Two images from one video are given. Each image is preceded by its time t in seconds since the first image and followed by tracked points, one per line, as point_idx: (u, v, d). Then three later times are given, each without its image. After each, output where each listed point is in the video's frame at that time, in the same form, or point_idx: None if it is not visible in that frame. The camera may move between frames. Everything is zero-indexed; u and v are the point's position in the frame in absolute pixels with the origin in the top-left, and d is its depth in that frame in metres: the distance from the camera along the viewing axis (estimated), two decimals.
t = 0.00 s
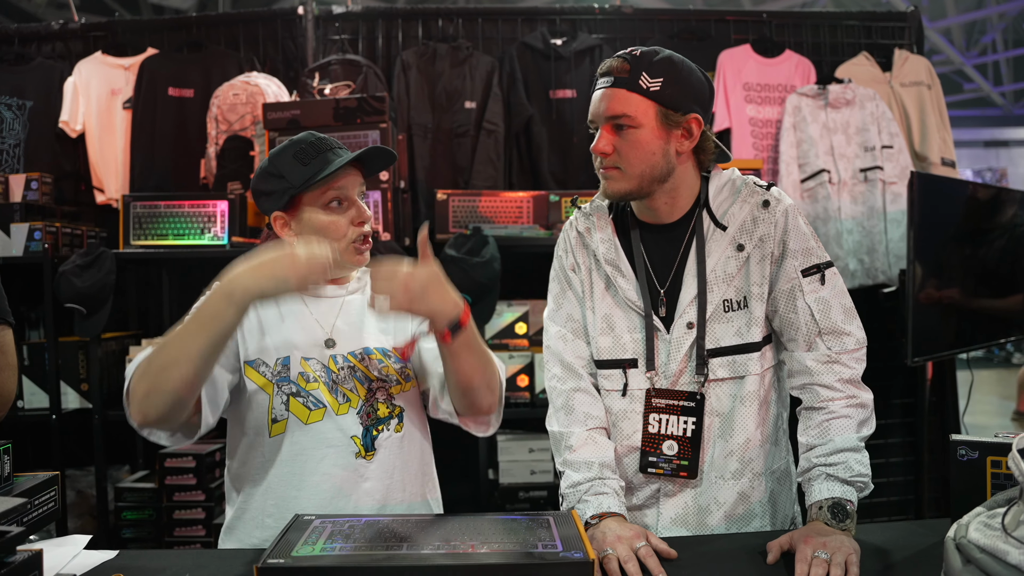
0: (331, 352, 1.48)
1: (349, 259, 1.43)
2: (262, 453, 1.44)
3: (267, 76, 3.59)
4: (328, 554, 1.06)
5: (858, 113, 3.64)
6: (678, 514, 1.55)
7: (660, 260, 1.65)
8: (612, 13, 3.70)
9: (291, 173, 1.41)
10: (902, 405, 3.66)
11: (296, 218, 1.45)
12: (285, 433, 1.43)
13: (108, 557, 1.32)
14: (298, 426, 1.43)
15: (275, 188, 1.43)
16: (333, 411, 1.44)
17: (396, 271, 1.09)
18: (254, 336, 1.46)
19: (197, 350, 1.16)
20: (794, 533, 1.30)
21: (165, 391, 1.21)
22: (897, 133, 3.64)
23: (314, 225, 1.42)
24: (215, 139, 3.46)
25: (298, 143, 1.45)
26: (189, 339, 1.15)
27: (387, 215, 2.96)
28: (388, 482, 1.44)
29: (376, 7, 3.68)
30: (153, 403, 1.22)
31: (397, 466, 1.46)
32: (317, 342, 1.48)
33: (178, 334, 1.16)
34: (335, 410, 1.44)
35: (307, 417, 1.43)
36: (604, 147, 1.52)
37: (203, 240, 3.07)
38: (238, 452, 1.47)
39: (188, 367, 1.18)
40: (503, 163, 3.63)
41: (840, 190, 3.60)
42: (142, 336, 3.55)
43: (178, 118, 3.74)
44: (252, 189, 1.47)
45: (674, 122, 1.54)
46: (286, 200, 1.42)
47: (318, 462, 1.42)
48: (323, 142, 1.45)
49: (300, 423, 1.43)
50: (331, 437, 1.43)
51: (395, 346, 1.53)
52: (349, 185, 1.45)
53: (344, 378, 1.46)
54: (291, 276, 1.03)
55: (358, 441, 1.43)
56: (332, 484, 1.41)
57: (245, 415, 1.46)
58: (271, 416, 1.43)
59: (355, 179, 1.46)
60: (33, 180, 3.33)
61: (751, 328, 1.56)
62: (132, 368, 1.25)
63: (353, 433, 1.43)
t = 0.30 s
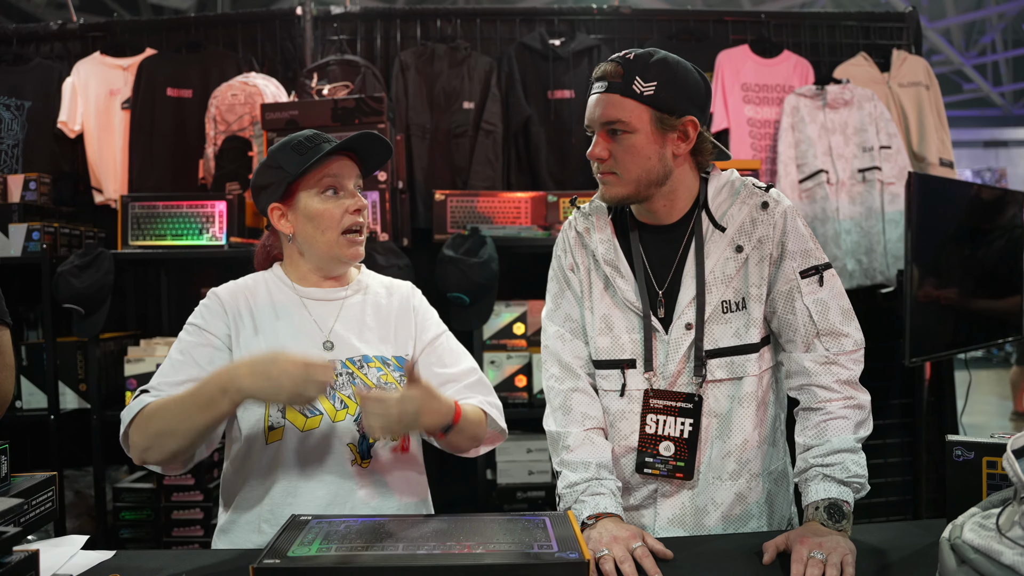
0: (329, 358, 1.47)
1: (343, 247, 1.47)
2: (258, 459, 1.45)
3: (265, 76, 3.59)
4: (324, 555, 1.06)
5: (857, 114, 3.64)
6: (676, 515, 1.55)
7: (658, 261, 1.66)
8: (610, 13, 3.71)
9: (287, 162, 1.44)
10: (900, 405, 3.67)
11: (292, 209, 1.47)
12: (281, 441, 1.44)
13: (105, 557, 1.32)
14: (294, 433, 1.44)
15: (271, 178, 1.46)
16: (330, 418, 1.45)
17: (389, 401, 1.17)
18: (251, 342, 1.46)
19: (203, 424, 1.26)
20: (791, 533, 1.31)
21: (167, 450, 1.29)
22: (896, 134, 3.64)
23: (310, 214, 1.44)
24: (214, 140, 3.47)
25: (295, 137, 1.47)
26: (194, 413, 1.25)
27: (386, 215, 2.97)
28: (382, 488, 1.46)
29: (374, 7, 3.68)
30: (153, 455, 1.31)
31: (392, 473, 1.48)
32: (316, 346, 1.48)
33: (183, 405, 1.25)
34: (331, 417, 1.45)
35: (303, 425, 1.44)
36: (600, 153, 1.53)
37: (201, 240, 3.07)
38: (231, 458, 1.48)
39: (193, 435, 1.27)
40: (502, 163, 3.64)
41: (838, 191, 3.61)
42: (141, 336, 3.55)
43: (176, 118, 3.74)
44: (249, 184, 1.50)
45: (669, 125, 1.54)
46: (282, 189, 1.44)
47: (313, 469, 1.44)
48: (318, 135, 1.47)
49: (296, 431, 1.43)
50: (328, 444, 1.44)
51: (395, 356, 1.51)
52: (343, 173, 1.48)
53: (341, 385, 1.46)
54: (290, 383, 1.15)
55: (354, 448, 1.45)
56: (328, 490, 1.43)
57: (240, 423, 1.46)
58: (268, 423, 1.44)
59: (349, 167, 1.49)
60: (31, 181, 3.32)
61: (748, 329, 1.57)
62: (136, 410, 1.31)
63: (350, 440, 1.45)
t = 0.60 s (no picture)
0: (323, 360, 1.48)
1: (339, 241, 1.46)
2: (254, 462, 1.46)
3: (264, 77, 3.59)
4: (320, 555, 1.07)
5: (854, 114, 3.65)
6: (673, 515, 1.55)
7: (655, 262, 1.66)
8: (608, 14, 3.71)
9: (284, 160, 1.45)
10: (897, 406, 3.68)
11: (288, 206, 1.47)
12: (277, 444, 1.45)
13: (102, 557, 1.32)
14: (289, 436, 1.45)
15: (267, 176, 1.46)
16: (324, 422, 1.45)
17: (378, 304, 1.19)
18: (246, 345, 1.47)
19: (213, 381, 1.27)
20: (787, 534, 1.31)
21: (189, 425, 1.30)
22: (894, 134, 3.64)
23: (306, 209, 1.44)
24: (212, 140, 3.47)
25: (293, 136, 1.48)
26: (201, 373, 1.27)
27: (384, 216, 2.97)
28: (378, 491, 1.45)
29: (373, 8, 3.68)
30: (186, 444, 1.32)
31: (388, 476, 1.47)
32: (310, 348, 1.49)
33: (189, 374, 1.28)
34: (325, 421, 1.45)
35: (297, 429, 1.45)
36: (597, 147, 1.53)
37: (200, 240, 3.07)
38: (228, 458, 1.49)
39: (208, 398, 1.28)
40: (500, 164, 3.64)
41: (836, 191, 3.61)
42: (139, 337, 3.56)
43: (175, 119, 3.75)
44: (247, 182, 1.50)
45: (666, 122, 1.54)
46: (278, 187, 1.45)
47: (309, 473, 1.44)
48: (316, 133, 1.48)
49: (291, 434, 1.44)
50: (322, 447, 1.44)
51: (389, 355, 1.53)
52: (340, 170, 1.48)
53: (334, 389, 1.47)
54: (253, 274, 1.21)
55: (349, 451, 1.45)
56: (323, 493, 1.43)
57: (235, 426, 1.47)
58: (263, 427, 1.45)
59: (345, 165, 1.49)
60: (29, 181, 3.32)
61: (745, 330, 1.57)
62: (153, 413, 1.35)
63: (344, 443, 1.45)
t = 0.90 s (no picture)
0: (317, 361, 1.49)
1: (333, 248, 1.47)
2: (249, 463, 1.46)
3: (262, 78, 3.59)
4: (315, 556, 1.07)
5: (853, 114, 3.65)
6: (669, 515, 1.55)
7: (651, 263, 1.66)
8: (607, 14, 3.71)
9: (279, 163, 1.45)
10: (896, 406, 3.68)
11: (282, 210, 1.47)
12: (272, 445, 1.45)
13: (99, 558, 1.32)
14: (285, 437, 1.45)
15: (262, 179, 1.46)
16: (319, 422, 1.46)
17: (366, 315, 1.23)
18: (241, 347, 1.47)
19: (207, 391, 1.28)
20: (782, 534, 1.31)
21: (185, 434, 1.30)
22: (892, 134, 3.64)
23: (301, 215, 1.45)
24: (211, 141, 3.48)
25: (287, 138, 1.47)
26: (196, 381, 1.27)
27: (381, 216, 2.97)
28: (374, 491, 1.45)
29: (372, 8, 3.68)
30: (179, 450, 1.33)
31: (384, 476, 1.47)
32: (304, 349, 1.50)
33: (184, 381, 1.28)
34: (321, 422, 1.45)
35: (293, 430, 1.45)
36: (590, 155, 1.53)
37: (198, 240, 3.08)
38: (223, 460, 1.49)
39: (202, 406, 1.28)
40: (498, 164, 3.64)
41: (835, 191, 3.60)
42: (138, 338, 3.56)
43: (173, 120, 3.75)
44: (240, 183, 1.49)
45: (658, 126, 1.54)
46: (273, 190, 1.44)
47: (304, 474, 1.44)
48: (311, 137, 1.48)
49: (287, 435, 1.45)
50: (318, 447, 1.45)
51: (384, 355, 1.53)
52: (335, 176, 1.49)
53: (329, 390, 1.47)
54: (250, 286, 1.22)
55: (344, 452, 1.45)
56: (319, 493, 1.43)
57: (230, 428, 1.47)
58: (258, 429, 1.45)
59: (341, 169, 1.50)
60: (28, 181, 3.32)
61: (741, 330, 1.57)
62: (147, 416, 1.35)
63: (339, 444, 1.45)
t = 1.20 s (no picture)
0: (314, 362, 1.49)
1: (328, 250, 1.47)
2: (246, 463, 1.46)
3: (262, 78, 3.59)
4: (310, 556, 1.07)
5: (852, 114, 3.64)
6: (666, 516, 1.55)
7: (648, 263, 1.66)
8: (606, 15, 3.71)
9: (272, 166, 1.44)
10: (896, 406, 3.68)
11: (277, 214, 1.48)
12: (269, 446, 1.45)
13: (96, 558, 1.32)
14: (282, 438, 1.45)
15: (256, 183, 1.46)
16: (316, 423, 1.46)
17: (361, 318, 1.23)
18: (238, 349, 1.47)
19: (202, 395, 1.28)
20: (778, 535, 1.31)
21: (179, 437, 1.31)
22: (892, 134, 3.64)
23: (294, 217, 1.45)
24: (210, 142, 3.48)
25: (281, 140, 1.47)
26: (191, 385, 1.27)
27: (380, 217, 2.97)
28: (370, 492, 1.46)
29: (371, 9, 3.67)
30: (173, 453, 1.33)
31: (380, 478, 1.47)
32: (301, 350, 1.50)
33: (180, 384, 1.28)
34: (318, 422, 1.45)
35: (290, 430, 1.45)
36: (590, 150, 1.53)
37: (197, 240, 3.08)
38: (220, 460, 1.49)
39: (196, 410, 1.28)
40: (498, 164, 3.64)
41: (834, 192, 3.60)
42: (137, 338, 3.56)
43: (173, 120, 3.75)
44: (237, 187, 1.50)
45: (658, 124, 1.54)
46: (267, 194, 1.45)
47: (301, 474, 1.44)
48: (304, 138, 1.48)
49: (284, 436, 1.45)
50: (314, 447, 1.45)
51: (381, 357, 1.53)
52: (328, 177, 1.49)
53: (326, 390, 1.47)
54: (245, 292, 1.22)
55: (341, 452, 1.45)
56: (315, 494, 1.43)
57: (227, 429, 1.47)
58: (255, 429, 1.45)
59: (334, 171, 1.50)
60: (27, 182, 3.32)
61: (737, 331, 1.57)
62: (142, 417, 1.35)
63: (336, 444, 1.46)
